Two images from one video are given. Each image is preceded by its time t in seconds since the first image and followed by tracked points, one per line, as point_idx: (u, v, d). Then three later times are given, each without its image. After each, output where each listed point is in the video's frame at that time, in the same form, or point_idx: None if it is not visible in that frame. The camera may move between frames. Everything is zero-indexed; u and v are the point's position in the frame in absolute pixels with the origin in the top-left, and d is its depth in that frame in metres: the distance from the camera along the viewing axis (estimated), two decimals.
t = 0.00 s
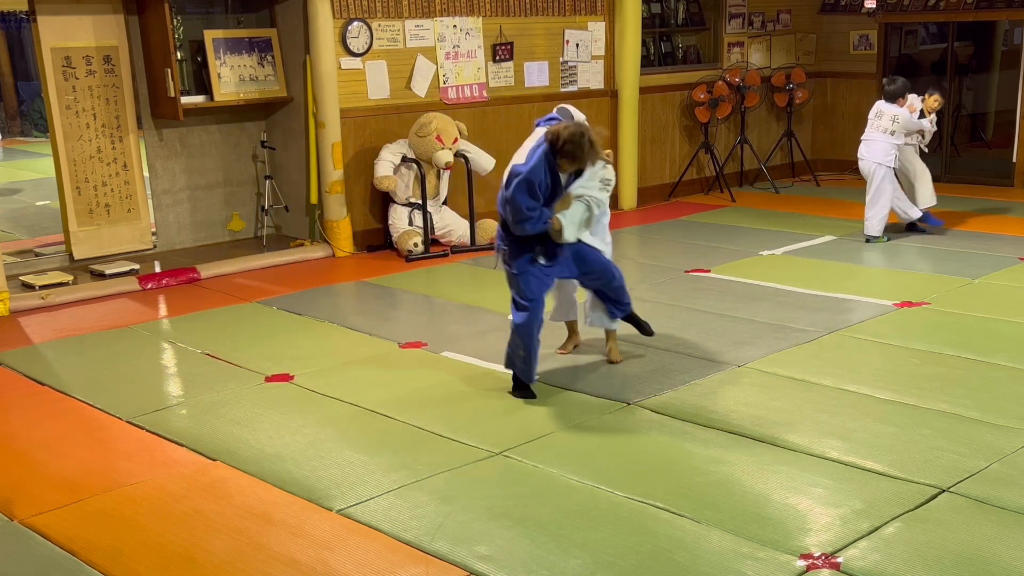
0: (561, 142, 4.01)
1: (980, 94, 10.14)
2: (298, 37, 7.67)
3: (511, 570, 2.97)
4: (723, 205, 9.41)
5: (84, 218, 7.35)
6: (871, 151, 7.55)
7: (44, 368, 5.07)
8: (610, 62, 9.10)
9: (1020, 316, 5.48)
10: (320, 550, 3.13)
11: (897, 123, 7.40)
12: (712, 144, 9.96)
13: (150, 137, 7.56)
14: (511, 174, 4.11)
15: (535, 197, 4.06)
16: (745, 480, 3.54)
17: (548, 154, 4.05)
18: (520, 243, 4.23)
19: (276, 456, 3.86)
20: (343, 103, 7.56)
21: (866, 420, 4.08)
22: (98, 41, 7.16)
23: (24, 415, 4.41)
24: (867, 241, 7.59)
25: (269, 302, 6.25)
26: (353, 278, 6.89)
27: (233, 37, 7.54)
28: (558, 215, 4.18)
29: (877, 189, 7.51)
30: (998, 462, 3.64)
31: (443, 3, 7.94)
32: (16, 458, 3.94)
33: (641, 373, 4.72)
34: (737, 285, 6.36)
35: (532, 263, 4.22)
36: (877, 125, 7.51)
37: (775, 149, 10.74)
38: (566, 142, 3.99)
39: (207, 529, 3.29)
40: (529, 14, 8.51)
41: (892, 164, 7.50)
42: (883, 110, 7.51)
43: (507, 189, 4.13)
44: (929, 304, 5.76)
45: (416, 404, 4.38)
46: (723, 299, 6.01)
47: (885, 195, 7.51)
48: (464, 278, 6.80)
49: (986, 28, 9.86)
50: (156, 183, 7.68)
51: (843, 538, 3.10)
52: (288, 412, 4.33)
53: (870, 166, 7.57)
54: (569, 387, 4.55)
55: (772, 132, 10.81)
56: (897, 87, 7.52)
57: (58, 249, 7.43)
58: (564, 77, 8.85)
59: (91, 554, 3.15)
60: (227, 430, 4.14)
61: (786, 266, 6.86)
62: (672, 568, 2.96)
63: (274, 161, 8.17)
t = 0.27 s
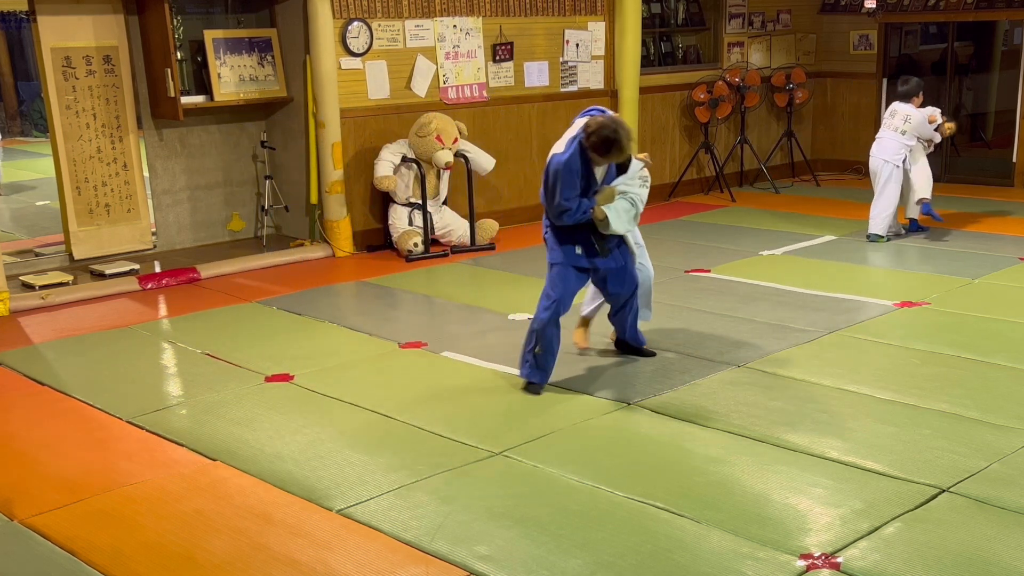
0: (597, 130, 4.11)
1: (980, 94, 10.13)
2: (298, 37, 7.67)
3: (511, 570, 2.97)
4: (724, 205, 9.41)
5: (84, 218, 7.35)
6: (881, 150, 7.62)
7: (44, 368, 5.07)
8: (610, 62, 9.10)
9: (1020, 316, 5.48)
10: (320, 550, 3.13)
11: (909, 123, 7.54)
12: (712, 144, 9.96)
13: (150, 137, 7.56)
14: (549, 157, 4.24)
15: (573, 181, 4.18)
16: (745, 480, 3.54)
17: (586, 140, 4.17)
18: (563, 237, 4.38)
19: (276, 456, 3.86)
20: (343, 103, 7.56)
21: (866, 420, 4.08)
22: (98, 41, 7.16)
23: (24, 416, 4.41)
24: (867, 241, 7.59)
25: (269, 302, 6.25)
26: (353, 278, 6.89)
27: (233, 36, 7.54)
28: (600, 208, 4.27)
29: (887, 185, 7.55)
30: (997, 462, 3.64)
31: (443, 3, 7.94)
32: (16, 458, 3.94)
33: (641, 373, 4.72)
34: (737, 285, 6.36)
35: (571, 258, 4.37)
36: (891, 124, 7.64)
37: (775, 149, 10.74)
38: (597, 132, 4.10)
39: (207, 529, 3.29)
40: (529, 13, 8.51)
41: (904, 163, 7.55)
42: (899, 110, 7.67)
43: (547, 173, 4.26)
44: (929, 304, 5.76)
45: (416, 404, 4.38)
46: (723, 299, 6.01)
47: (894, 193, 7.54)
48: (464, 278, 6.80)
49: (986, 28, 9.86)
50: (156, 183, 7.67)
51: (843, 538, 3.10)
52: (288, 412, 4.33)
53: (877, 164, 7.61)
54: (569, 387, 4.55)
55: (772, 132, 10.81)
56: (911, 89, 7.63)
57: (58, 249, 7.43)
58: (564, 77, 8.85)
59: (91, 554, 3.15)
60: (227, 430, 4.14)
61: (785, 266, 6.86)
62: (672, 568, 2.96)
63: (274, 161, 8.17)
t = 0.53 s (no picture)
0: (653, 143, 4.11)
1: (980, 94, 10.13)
2: (298, 37, 7.67)
3: (511, 570, 2.97)
4: (724, 206, 9.41)
5: (84, 218, 7.35)
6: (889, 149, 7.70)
7: (44, 368, 5.07)
8: (610, 62, 9.10)
9: (1020, 316, 5.48)
10: (320, 550, 3.13)
11: (918, 124, 7.59)
12: (712, 144, 9.96)
13: (150, 137, 7.56)
14: (594, 162, 4.19)
15: (619, 191, 4.17)
16: (745, 480, 3.54)
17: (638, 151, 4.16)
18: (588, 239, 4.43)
19: (276, 456, 3.86)
20: (343, 103, 7.57)
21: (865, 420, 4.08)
22: (98, 41, 7.16)
23: (24, 416, 4.41)
24: (867, 241, 7.59)
25: (269, 302, 6.25)
26: (353, 278, 6.89)
27: (233, 37, 7.54)
28: (632, 214, 4.28)
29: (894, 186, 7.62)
30: (997, 462, 3.64)
31: (443, 3, 7.94)
32: (16, 458, 3.94)
33: (641, 373, 4.72)
34: (737, 285, 6.36)
35: (598, 257, 4.42)
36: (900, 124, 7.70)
37: (775, 149, 10.74)
38: (655, 146, 4.10)
39: (207, 529, 3.29)
40: (529, 13, 8.51)
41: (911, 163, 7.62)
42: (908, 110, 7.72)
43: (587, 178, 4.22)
44: (929, 304, 5.76)
45: (416, 404, 4.38)
46: (723, 299, 6.01)
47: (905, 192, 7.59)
48: (464, 278, 6.80)
49: (986, 28, 9.85)
50: (156, 183, 7.67)
51: (843, 539, 3.10)
52: (289, 412, 4.33)
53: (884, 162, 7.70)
54: (569, 387, 4.55)
55: (772, 132, 10.81)
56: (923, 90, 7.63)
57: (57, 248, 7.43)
58: (564, 77, 8.85)
59: (91, 554, 3.15)
60: (227, 430, 4.14)
61: (785, 266, 6.86)
62: (672, 568, 2.96)
63: (274, 161, 8.17)
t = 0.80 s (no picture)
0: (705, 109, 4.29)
1: (980, 94, 10.12)
2: (297, 37, 7.67)
3: (511, 570, 2.97)
4: (724, 206, 9.41)
5: (84, 218, 7.35)
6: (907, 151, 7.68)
7: (44, 368, 5.07)
8: (610, 62, 9.10)
9: (1020, 316, 5.48)
10: (320, 550, 3.13)
11: (935, 125, 7.54)
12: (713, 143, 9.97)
13: (150, 137, 7.56)
14: (653, 138, 4.21)
15: (683, 160, 4.23)
16: (745, 480, 3.54)
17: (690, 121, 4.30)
18: (644, 226, 4.39)
19: (276, 456, 3.86)
20: (343, 103, 7.57)
21: (865, 420, 4.08)
22: (98, 41, 7.16)
23: (23, 416, 4.41)
24: (867, 241, 7.59)
25: (269, 302, 6.25)
26: (353, 278, 6.89)
27: (233, 36, 7.54)
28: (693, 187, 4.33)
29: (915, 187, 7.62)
30: (997, 462, 3.64)
31: (443, 3, 7.94)
32: (16, 458, 3.94)
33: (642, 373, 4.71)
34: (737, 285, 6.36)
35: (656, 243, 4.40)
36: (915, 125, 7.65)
37: (775, 149, 10.75)
38: (701, 111, 4.27)
39: (208, 529, 3.29)
40: (529, 13, 8.51)
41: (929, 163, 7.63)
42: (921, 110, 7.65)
43: (650, 155, 4.23)
44: (929, 304, 5.76)
45: (417, 404, 4.38)
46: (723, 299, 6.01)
47: (927, 192, 7.60)
48: (464, 278, 6.80)
49: (986, 28, 9.85)
50: (156, 183, 7.67)
51: (843, 538, 3.10)
52: (288, 412, 4.33)
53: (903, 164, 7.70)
54: (569, 387, 4.55)
55: (772, 132, 10.82)
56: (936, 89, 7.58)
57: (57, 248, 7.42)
58: (564, 77, 8.85)
59: (91, 554, 3.15)
60: (228, 430, 4.14)
61: (785, 266, 6.86)
62: (672, 568, 2.96)
63: (274, 161, 8.17)
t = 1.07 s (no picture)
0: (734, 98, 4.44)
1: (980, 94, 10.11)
2: (297, 37, 7.67)
3: (511, 569, 2.97)
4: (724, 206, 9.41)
5: (84, 218, 7.35)
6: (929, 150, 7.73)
7: (44, 368, 5.07)
8: (610, 62, 9.10)
9: (1020, 316, 5.48)
10: (320, 550, 3.13)
11: (955, 123, 7.62)
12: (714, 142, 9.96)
13: (150, 137, 7.56)
14: (703, 131, 4.34)
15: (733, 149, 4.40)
16: (745, 480, 3.54)
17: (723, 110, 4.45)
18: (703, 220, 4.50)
19: (276, 456, 3.86)
20: (343, 103, 7.57)
21: (865, 420, 4.08)
22: (98, 41, 7.16)
23: (23, 416, 4.41)
24: (867, 241, 7.59)
25: (269, 302, 6.25)
26: (353, 278, 6.89)
27: (233, 36, 7.54)
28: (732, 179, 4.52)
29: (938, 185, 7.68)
30: (997, 462, 3.64)
31: (443, 3, 7.94)
32: (16, 458, 3.94)
33: (642, 373, 4.71)
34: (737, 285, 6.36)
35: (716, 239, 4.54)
36: (935, 124, 7.72)
37: (775, 149, 10.74)
38: (732, 101, 4.42)
39: (208, 529, 3.29)
40: (529, 13, 8.50)
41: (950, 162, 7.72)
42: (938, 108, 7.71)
43: (708, 146, 4.34)
44: (929, 304, 5.76)
45: (417, 404, 4.38)
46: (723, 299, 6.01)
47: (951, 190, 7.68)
48: (464, 278, 6.80)
49: (986, 28, 9.85)
50: (156, 183, 7.67)
51: (843, 539, 3.10)
52: (288, 412, 4.33)
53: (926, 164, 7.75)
54: (569, 387, 4.54)
55: (772, 132, 10.82)
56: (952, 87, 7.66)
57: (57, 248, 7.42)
58: (564, 77, 8.85)
59: (91, 554, 3.15)
60: (228, 430, 4.14)
61: (785, 266, 6.86)
62: (672, 567, 2.96)
63: (274, 161, 8.17)
